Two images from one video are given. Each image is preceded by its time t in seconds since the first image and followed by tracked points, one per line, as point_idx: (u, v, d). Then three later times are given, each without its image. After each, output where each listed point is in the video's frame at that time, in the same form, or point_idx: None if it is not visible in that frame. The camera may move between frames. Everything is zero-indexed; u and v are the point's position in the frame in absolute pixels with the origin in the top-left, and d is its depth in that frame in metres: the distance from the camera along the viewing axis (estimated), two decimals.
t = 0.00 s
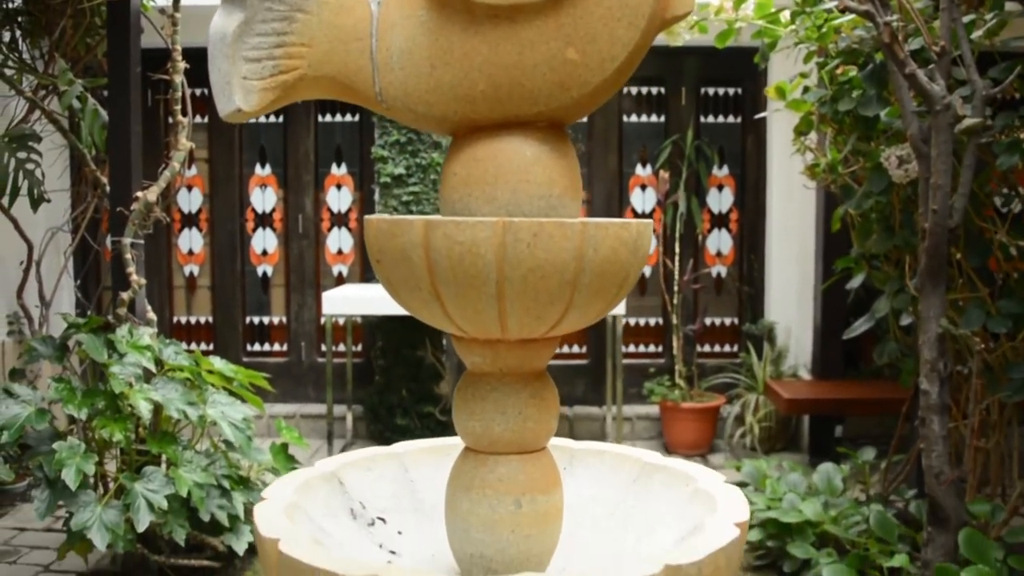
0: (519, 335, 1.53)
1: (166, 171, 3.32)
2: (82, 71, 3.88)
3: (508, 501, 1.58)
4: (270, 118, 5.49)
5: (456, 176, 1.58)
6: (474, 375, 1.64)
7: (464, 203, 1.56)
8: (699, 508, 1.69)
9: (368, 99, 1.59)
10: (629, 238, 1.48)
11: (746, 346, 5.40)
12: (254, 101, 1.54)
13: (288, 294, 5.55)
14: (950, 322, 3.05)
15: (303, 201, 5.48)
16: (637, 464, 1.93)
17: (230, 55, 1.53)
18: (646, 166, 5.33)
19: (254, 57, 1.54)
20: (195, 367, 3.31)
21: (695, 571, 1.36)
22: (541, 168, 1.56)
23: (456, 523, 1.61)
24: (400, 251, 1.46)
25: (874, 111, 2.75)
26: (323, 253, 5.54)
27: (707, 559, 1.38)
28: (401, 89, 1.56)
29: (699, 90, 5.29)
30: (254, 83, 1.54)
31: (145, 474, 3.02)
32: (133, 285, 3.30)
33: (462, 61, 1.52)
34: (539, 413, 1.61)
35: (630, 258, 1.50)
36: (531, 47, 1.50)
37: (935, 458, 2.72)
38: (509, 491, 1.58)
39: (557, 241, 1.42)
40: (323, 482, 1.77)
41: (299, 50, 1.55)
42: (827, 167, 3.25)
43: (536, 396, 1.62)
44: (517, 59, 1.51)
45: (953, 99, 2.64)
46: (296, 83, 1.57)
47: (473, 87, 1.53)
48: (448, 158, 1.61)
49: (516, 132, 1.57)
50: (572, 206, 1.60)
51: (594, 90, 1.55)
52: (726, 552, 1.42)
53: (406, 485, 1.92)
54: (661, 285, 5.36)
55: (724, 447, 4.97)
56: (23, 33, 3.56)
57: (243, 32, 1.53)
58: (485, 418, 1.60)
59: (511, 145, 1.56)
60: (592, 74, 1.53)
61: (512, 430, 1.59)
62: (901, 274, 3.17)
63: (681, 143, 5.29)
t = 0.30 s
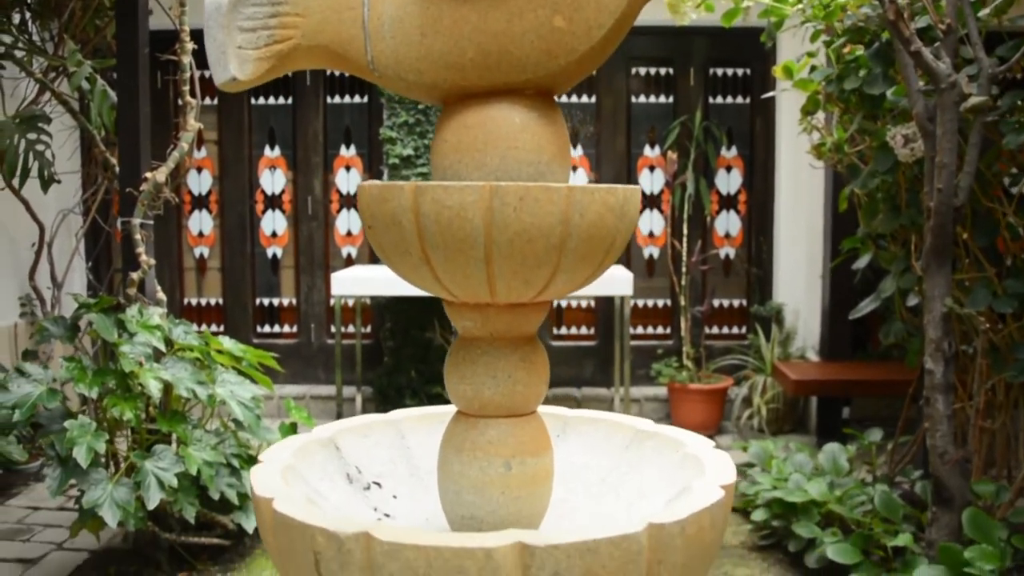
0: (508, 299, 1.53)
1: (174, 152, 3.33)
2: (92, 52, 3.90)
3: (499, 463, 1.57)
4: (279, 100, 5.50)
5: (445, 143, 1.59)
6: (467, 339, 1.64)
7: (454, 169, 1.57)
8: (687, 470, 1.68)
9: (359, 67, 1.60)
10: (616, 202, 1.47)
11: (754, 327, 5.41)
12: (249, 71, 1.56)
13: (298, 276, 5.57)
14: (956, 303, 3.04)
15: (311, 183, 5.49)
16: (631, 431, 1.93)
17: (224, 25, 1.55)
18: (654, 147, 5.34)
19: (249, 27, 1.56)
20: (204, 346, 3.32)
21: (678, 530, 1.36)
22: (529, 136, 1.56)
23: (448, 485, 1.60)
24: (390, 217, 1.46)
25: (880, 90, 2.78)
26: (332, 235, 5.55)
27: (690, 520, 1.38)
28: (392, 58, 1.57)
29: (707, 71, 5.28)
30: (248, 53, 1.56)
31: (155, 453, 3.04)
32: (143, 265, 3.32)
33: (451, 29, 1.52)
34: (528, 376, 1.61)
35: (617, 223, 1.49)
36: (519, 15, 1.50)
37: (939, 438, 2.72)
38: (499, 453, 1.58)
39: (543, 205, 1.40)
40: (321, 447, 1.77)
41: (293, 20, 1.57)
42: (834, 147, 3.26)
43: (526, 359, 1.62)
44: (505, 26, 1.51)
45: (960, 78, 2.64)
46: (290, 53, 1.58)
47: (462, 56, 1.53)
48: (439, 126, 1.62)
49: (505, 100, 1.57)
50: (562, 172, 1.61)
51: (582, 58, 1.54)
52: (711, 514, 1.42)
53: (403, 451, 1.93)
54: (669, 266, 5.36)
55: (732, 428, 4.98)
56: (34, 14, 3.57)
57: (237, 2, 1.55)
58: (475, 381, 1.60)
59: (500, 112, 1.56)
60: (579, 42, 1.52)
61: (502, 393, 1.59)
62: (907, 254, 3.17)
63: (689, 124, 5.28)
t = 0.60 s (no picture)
0: (500, 267, 1.50)
1: (184, 132, 3.35)
2: (103, 33, 3.92)
3: (492, 427, 1.54)
4: (289, 81, 5.51)
5: (438, 114, 1.57)
6: (460, 307, 1.60)
7: (448, 139, 1.55)
8: (680, 440, 1.66)
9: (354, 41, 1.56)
10: (606, 170, 1.44)
11: (764, 309, 5.42)
12: (248, 43, 1.53)
13: (308, 258, 5.59)
14: (963, 283, 3.04)
15: (322, 164, 5.51)
16: (625, 399, 1.90)
17: None
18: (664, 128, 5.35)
19: None
20: (215, 326, 3.34)
21: (666, 491, 1.34)
22: (522, 106, 1.55)
23: (444, 450, 1.56)
24: (384, 185, 1.43)
25: (887, 69, 2.78)
26: (343, 216, 5.58)
27: (678, 481, 1.36)
28: (388, 30, 1.54)
29: (717, 52, 5.28)
30: (247, 26, 1.53)
31: (167, 430, 3.07)
32: (154, 245, 3.35)
33: None
34: (521, 342, 1.57)
35: (607, 191, 1.46)
36: None
37: (945, 418, 2.73)
38: (492, 417, 1.54)
39: (533, 173, 1.38)
40: (321, 414, 1.78)
41: None
42: (842, 126, 3.27)
43: (519, 327, 1.58)
44: None
45: (967, 57, 2.64)
46: (288, 27, 1.55)
47: (455, 26, 1.51)
48: (432, 99, 1.60)
49: (498, 72, 1.56)
50: (555, 143, 1.59)
51: (573, 29, 1.54)
52: (699, 476, 1.40)
53: (401, 420, 1.91)
54: (679, 248, 5.37)
55: (741, 410, 4.99)
56: None
57: None
58: (468, 348, 1.56)
59: (493, 83, 1.55)
60: (570, 13, 1.52)
61: (495, 360, 1.55)
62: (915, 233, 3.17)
63: (699, 105, 5.28)
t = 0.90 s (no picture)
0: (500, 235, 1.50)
1: (196, 112, 3.38)
2: (115, 13, 3.94)
3: (492, 391, 1.54)
4: (300, 62, 5.52)
5: (439, 85, 1.55)
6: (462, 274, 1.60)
7: (448, 110, 1.54)
8: (677, 405, 1.67)
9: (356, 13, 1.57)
10: (602, 139, 1.44)
11: (774, 289, 5.43)
12: (253, 17, 1.57)
13: (320, 237, 5.62)
14: (971, 263, 3.04)
15: (334, 144, 5.53)
16: (625, 366, 1.91)
17: None
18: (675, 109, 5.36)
19: None
20: (227, 303, 3.37)
21: (660, 452, 1.35)
22: (520, 77, 1.52)
23: (446, 413, 1.57)
24: (385, 154, 1.43)
25: (896, 48, 2.79)
26: (355, 196, 5.61)
27: (671, 442, 1.37)
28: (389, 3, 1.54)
29: (728, 32, 5.27)
30: None
31: (180, 406, 3.10)
32: (166, 223, 3.38)
33: None
34: (522, 309, 1.57)
35: (603, 160, 1.46)
36: None
37: (951, 396, 2.74)
38: (492, 381, 1.54)
39: (530, 141, 1.38)
40: (327, 379, 1.79)
41: None
42: (852, 106, 3.28)
43: (519, 294, 1.57)
44: None
45: (976, 37, 2.65)
46: None
47: None
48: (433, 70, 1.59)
49: (496, 42, 1.53)
50: (554, 113, 1.57)
51: None
52: (693, 438, 1.40)
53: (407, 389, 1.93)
54: (689, 228, 5.39)
55: (751, 389, 5.01)
56: None
57: None
58: (469, 312, 1.56)
59: (491, 54, 1.52)
60: None
61: (495, 325, 1.55)
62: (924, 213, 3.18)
63: (710, 86, 5.28)
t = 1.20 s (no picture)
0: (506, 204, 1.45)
1: (209, 90, 3.40)
2: None
3: (496, 352, 1.46)
4: (313, 40, 5.53)
5: (446, 56, 1.50)
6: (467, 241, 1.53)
7: (454, 81, 1.49)
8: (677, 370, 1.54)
9: None
10: (606, 109, 1.38)
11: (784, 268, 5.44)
12: None
13: (332, 214, 5.65)
14: (980, 241, 3.05)
15: (346, 122, 5.54)
16: (627, 332, 1.77)
17: None
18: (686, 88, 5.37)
19: None
20: (240, 278, 3.40)
21: (658, 410, 1.27)
22: (526, 48, 1.47)
23: (450, 374, 1.49)
24: (394, 122, 1.38)
25: (906, 27, 2.80)
26: (367, 173, 5.64)
27: (670, 400, 1.29)
28: None
29: (740, 11, 5.26)
30: None
31: (193, 377, 3.15)
32: (180, 199, 3.41)
33: None
34: (528, 274, 1.50)
35: (607, 130, 1.40)
36: None
37: (959, 372, 2.75)
38: (497, 342, 1.47)
39: (534, 110, 1.32)
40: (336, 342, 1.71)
41: None
42: (862, 85, 3.29)
43: (524, 260, 1.50)
44: None
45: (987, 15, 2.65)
46: None
47: None
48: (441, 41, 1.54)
49: (502, 13, 1.48)
50: (559, 85, 1.52)
51: None
52: (690, 398, 1.32)
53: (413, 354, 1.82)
54: (700, 206, 5.40)
55: (761, 366, 5.02)
56: None
57: None
58: (475, 276, 1.49)
59: (497, 26, 1.47)
60: None
61: (501, 290, 1.48)
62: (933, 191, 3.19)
63: (722, 65, 5.28)
